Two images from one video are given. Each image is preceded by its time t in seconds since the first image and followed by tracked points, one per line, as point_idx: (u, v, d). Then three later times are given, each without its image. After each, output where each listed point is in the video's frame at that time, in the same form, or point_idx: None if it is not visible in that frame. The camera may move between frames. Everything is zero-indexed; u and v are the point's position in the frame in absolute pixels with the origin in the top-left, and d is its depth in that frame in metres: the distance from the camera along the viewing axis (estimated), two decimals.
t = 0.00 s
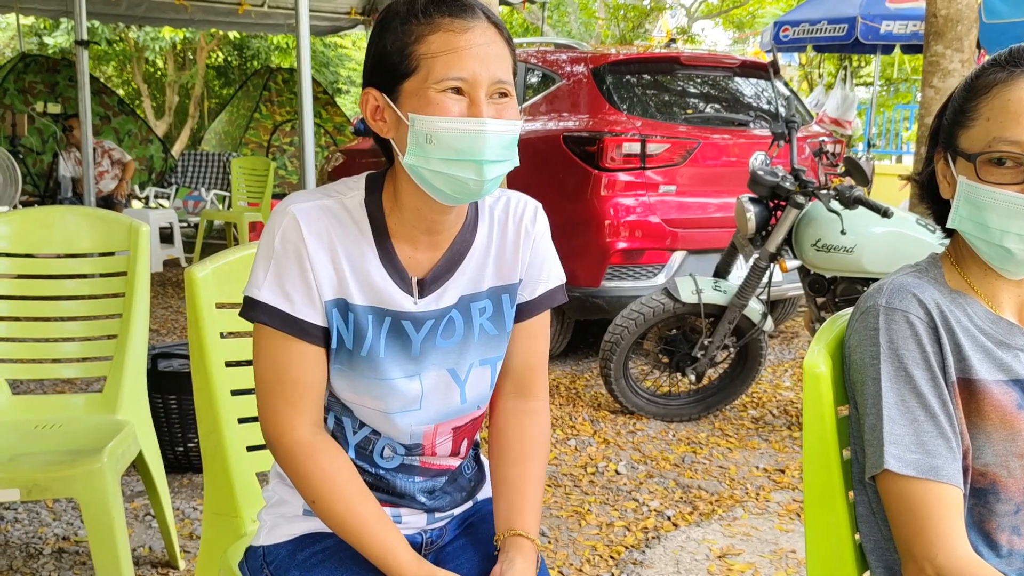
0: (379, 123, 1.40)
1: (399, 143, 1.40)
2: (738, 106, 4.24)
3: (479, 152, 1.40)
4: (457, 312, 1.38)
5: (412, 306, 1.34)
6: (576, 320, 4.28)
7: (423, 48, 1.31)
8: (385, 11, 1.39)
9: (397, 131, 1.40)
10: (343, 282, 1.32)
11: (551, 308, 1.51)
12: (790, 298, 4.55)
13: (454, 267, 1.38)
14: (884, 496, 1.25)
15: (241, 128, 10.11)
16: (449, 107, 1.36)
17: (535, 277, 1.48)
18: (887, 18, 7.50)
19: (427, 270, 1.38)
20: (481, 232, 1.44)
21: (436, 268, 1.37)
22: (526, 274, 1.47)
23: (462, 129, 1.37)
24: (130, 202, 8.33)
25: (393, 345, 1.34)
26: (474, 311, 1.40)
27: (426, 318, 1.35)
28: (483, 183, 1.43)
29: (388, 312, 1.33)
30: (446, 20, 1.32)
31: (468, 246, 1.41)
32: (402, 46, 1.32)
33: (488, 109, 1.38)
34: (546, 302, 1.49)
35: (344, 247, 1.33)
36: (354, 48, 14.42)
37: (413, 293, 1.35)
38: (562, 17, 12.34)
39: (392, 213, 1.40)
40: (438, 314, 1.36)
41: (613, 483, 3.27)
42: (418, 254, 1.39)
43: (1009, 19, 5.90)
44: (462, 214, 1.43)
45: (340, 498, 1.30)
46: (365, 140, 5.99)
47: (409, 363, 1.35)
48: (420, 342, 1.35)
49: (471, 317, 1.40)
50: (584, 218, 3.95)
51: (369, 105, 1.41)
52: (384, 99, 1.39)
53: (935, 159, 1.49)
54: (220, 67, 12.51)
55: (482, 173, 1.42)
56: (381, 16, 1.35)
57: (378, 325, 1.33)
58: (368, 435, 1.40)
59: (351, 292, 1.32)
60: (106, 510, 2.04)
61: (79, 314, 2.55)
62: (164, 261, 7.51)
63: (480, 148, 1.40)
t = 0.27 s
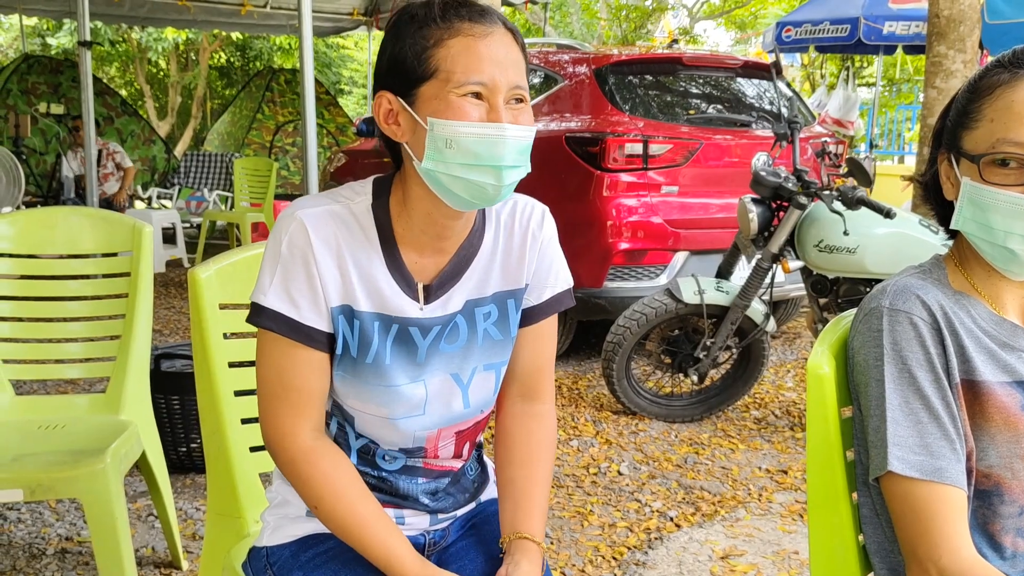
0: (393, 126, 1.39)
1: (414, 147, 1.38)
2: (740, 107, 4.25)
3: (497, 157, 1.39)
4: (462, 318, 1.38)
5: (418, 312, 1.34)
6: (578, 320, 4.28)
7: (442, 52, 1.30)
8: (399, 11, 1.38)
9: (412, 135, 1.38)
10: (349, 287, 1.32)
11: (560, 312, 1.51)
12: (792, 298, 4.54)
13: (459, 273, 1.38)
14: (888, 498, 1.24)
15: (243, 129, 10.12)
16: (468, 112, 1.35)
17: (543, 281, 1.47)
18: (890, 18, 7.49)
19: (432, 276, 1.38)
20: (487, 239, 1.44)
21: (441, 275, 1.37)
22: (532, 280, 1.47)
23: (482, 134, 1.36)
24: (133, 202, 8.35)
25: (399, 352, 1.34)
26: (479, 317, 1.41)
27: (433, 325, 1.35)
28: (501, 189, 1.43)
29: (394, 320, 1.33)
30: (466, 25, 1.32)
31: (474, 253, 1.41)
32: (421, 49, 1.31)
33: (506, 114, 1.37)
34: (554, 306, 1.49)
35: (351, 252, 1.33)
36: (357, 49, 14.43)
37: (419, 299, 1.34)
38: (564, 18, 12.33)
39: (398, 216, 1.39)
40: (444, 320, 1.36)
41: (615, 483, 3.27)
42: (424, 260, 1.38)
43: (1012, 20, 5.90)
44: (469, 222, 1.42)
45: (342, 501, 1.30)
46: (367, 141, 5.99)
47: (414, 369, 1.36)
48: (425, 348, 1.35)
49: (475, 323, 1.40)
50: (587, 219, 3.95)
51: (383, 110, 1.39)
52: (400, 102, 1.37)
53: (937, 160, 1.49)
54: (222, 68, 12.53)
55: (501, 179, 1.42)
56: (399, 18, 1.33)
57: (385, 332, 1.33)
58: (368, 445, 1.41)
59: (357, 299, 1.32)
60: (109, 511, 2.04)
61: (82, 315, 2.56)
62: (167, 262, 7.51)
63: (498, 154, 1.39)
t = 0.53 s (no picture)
0: (402, 125, 1.38)
1: (424, 144, 1.38)
2: (742, 107, 4.24)
3: (509, 152, 1.39)
4: (482, 327, 1.37)
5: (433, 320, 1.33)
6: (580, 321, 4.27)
7: (453, 46, 1.30)
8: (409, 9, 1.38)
9: (423, 131, 1.37)
10: (351, 303, 1.29)
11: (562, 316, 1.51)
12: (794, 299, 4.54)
13: (475, 280, 1.37)
14: (891, 499, 1.24)
15: (245, 129, 10.12)
16: (479, 106, 1.35)
17: (553, 287, 1.47)
18: (891, 19, 7.48)
19: (448, 282, 1.37)
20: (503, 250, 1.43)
21: (458, 280, 1.35)
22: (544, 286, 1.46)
23: (494, 128, 1.36)
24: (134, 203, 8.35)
25: (413, 362, 1.32)
26: (499, 327, 1.40)
27: (446, 331, 1.33)
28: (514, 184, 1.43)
29: (407, 330, 1.31)
30: (476, 19, 1.32)
31: (489, 262, 1.40)
32: (431, 44, 1.31)
33: (518, 109, 1.37)
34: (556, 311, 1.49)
35: (351, 264, 1.31)
36: (358, 50, 14.44)
37: (433, 306, 1.33)
38: (565, 18, 12.33)
39: (408, 223, 1.38)
40: (458, 327, 1.34)
41: (617, 484, 3.27)
42: (437, 266, 1.37)
43: (1013, 20, 5.90)
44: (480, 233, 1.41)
45: (342, 505, 1.30)
46: (368, 141, 5.99)
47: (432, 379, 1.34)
48: (441, 358, 1.34)
49: (495, 334, 1.39)
50: (588, 219, 3.94)
51: (392, 109, 1.38)
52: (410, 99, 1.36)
53: (941, 160, 1.49)
54: (224, 69, 12.54)
55: (513, 173, 1.42)
56: (409, 15, 1.33)
57: (400, 347, 1.31)
58: (379, 448, 1.39)
59: (359, 316, 1.29)
60: (111, 511, 2.04)
61: (84, 315, 2.56)
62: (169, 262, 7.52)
63: (511, 149, 1.39)
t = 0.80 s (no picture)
0: (424, 138, 1.34)
1: (446, 159, 1.34)
2: (742, 108, 4.25)
3: (534, 168, 1.37)
4: (484, 336, 1.37)
5: (440, 332, 1.32)
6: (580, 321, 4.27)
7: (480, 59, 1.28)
8: (430, 18, 1.35)
9: (445, 145, 1.34)
10: (365, 312, 1.29)
11: (587, 328, 1.52)
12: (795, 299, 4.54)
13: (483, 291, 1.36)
14: (892, 499, 1.24)
15: (246, 130, 10.12)
16: (506, 121, 1.32)
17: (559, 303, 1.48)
18: (892, 20, 7.48)
19: (456, 293, 1.36)
20: (513, 253, 1.41)
21: (466, 292, 1.35)
22: (559, 299, 1.48)
23: (521, 145, 1.34)
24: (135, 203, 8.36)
25: (417, 374, 1.33)
26: (501, 335, 1.39)
27: (454, 345, 1.34)
28: (539, 202, 1.41)
29: (414, 340, 1.31)
30: (503, 31, 1.30)
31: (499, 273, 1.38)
32: (456, 56, 1.28)
33: (543, 124, 1.35)
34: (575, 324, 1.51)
35: (371, 275, 1.29)
36: (358, 50, 14.47)
37: (441, 317, 1.33)
38: (566, 19, 12.33)
39: (424, 234, 1.35)
40: (465, 340, 1.35)
41: (617, 485, 3.27)
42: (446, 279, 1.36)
43: (1013, 22, 5.90)
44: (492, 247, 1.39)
45: (339, 515, 1.28)
46: (369, 142, 5.99)
47: (433, 388, 1.35)
48: (444, 369, 1.34)
49: (496, 343, 1.39)
50: (589, 220, 3.94)
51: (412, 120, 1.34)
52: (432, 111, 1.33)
53: (944, 161, 1.49)
54: (224, 70, 12.55)
55: (538, 190, 1.41)
56: (433, 24, 1.30)
57: (403, 352, 1.32)
58: (379, 458, 1.38)
59: (372, 325, 1.29)
60: (111, 511, 2.04)
61: (84, 315, 2.56)
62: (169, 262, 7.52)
63: (536, 164, 1.37)
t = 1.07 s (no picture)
0: (457, 178, 1.28)
1: (479, 202, 1.29)
2: (741, 109, 4.26)
3: (571, 220, 1.32)
4: (503, 371, 1.35)
5: (462, 373, 1.29)
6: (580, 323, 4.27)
7: (521, 100, 1.21)
8: (467, 43, 1.28)
9: (478, 188, 1.28)
10: (382, 351, 1.25)
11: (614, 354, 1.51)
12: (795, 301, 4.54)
13: (502, 326, 1.32)
14: (890, 501, 1.24)
15: (245, 131, 10.09)
16: (546, 169, 1.26)
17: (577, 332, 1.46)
18: (892, 21, 7.48)
19: (474, 329, 1.33)
20: (534, 284, 1.39)
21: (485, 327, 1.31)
22: (580, 330, 1.47)
23: (560, 197, 1.29)
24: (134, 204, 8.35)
25: (435, 413, 1.31)
26: (517, 366, 1.37)
27: (474, 384, 1.31)
28: (573, 251, 1.38)
29: (433, 380, 1.28)
30: (547, 68, 1.23)
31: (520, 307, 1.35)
32: (496, 95, 1.22)
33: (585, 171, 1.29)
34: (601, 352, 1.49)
35: (391, 314, 1.24)
36: (358, 52, 14.48)
37: (460, 354, 1.29)
38: (566, 20, 12.33)
39: (444, 269, 1.30)
40: (485, 378, 1.32)
41: (617, 486, 3.27)
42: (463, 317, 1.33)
43: (1013, 23, 5.90)
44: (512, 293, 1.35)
45: (337, 533, 1.26)
46: (369, 142, 5.99)
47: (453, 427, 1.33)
48: (465, 411, 1.32)
49: (511, 372, 1.36)
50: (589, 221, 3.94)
51: (445, 156, 1.27)
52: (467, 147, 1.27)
53: (943, 164, 1.49)
54: (224, 70, 12.56)
55: (575, 241, 1.37)
56: (472, 55, 1.24)
57: (423, 393, 1.29)
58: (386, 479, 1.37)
59: (388, 366, 1.26)
60: (110, 513, 2.04)
61: (84, 316, 2.55)
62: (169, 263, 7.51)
63: (574, 216, 1.32)
